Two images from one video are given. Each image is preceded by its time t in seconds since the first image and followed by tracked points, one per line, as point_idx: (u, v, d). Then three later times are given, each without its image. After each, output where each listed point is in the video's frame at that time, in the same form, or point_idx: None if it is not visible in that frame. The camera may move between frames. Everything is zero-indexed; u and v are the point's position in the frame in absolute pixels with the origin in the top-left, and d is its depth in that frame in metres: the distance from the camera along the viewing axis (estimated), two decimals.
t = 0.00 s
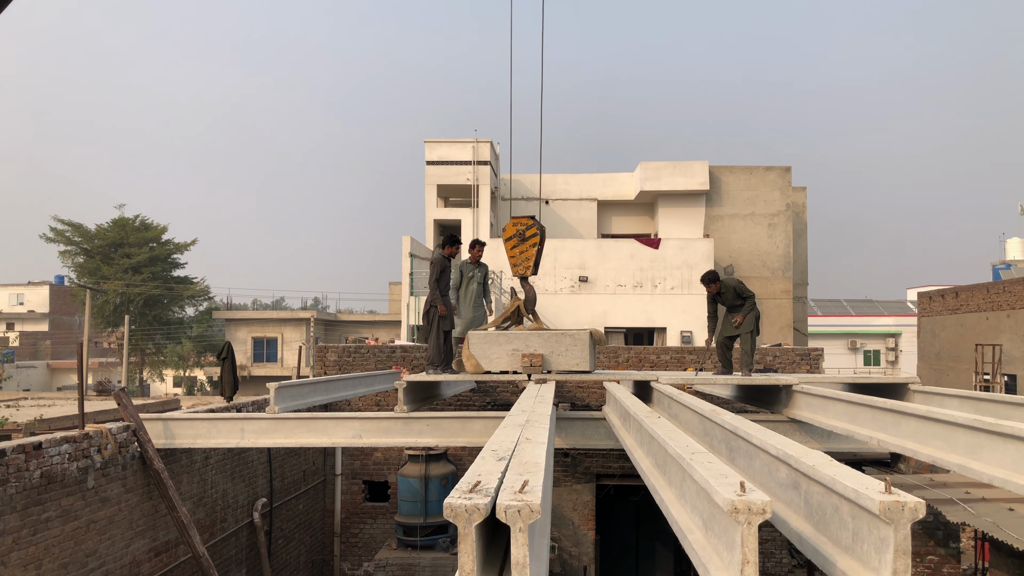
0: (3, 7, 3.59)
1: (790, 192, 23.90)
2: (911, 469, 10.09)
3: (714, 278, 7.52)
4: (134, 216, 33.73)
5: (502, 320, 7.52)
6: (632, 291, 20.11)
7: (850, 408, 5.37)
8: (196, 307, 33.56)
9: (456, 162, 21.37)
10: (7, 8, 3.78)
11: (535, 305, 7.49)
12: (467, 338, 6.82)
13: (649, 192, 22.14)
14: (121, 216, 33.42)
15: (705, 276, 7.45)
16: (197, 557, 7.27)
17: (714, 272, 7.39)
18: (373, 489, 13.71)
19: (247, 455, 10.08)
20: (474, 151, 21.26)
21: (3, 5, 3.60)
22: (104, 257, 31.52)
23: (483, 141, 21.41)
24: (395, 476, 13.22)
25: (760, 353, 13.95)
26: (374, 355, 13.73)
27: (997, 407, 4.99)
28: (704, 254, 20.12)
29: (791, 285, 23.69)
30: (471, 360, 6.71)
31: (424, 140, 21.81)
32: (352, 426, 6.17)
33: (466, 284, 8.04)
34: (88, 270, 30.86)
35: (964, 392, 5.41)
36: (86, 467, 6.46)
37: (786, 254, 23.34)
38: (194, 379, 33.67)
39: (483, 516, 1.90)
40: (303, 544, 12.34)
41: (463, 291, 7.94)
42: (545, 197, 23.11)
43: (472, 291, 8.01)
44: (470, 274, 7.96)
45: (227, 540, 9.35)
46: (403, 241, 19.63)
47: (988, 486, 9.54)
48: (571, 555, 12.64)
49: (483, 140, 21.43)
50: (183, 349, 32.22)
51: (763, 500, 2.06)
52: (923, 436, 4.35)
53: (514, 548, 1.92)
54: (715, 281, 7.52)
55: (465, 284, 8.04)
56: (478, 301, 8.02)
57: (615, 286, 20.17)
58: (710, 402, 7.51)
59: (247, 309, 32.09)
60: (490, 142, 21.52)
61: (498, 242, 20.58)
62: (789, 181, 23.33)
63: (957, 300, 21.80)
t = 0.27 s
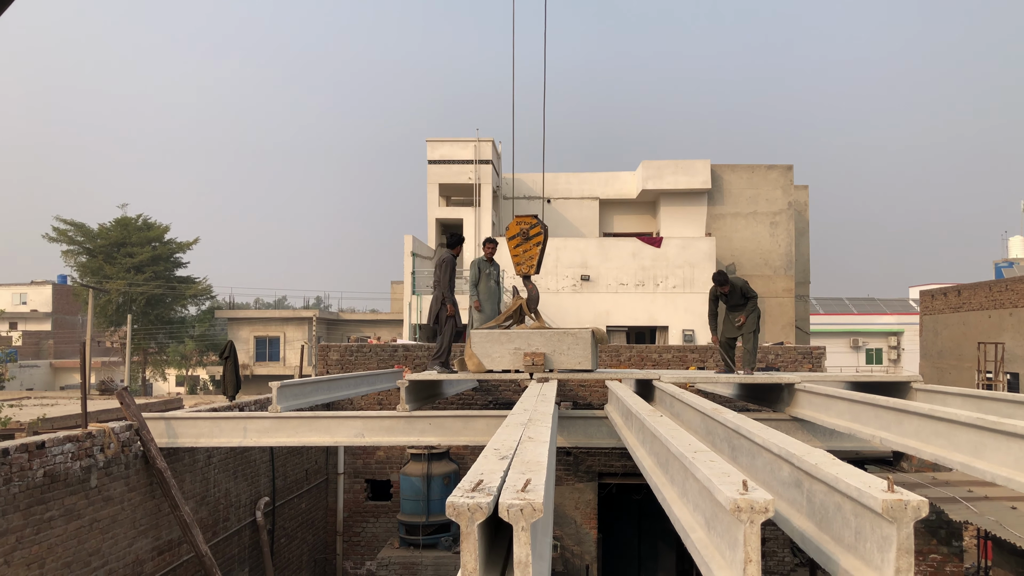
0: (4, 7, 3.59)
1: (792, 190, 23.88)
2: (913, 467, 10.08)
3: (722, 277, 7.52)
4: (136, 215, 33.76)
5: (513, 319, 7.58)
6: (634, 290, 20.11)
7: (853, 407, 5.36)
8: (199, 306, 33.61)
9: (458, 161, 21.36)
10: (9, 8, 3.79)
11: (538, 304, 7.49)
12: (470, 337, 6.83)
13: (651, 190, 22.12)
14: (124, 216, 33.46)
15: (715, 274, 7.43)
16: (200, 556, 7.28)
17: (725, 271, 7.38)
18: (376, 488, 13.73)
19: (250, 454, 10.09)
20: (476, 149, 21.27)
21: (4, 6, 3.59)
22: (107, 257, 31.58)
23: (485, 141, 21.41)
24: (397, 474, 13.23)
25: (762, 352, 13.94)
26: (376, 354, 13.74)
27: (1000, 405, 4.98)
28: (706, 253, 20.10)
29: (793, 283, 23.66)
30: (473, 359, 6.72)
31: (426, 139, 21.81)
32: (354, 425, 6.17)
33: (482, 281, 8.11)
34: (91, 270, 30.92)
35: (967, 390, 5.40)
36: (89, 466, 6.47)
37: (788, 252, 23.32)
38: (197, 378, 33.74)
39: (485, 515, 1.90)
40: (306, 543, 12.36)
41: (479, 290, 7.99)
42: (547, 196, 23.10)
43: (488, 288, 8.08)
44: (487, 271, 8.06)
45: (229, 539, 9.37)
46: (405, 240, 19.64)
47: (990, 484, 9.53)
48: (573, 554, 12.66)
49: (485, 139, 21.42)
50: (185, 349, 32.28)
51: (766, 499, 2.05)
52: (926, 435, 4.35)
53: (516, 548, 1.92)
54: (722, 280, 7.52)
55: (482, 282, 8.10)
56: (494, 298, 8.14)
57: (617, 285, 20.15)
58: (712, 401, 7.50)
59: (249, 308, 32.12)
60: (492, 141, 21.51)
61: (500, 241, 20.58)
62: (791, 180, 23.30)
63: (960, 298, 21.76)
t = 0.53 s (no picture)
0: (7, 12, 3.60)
1: (794, 195, 23.89)
2: (915, 472, 10.06)
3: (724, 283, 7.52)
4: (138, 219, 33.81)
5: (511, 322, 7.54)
6: (635, 294, 20.10)
7: (854, 411, 5.36)
8: (200, 310, 33.63)
9: (459, 165, 21.39)
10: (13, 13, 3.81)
11: (540, 308, 7.49)
12: (472, 341, 6.83)
13: (652, 195, 22.13)
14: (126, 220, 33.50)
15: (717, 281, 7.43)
16: (201, 560, 7.27)
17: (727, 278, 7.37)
18: (377, 492, 13.71)
19: (251, 458, 10.09)
20: (477, 154, 21.31)
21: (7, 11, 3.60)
22: (109, 261, 31.61)
23: (486, 145, 21.44)
24: (398, 479, 13.21)
25: (764, 356, 13.93)
26: (378, 358, 13.74)
27: (1002, 410, 4.97)
28: (708, 257, 20.09)
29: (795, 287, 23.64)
30: (475, 363, 6.72)
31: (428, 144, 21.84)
32: (355, 429, 6.17)
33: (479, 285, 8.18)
34: (93, 274, 30.98)
35: (969, 395, 5.39)
36: (90, 470, 6.47)
37: (789, 256, 23.33)
38: (199, 382, 33.76)
39: (487, 519, 1.90)
40: (307, 547, 12.35)
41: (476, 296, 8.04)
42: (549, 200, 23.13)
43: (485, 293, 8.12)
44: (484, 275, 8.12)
45: (231, 543, 9.36)
46: (407, 244, 19.65)
47: (993, 489, 9.51)
48: (575, 558, 12.63)
49: (487, 144, 21.45)
50: (187, 353, 32.30)
51: (768, 503, 2.05)
52: (927, 439, 4.34)
53: (518, 552, 1.92)
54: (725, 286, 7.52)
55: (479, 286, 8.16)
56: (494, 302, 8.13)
57: (619, 289, 20.15)
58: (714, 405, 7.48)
59: (251, 312, 32.14)
60: (493, 145, 21.53)
61: (502, 245, 20.59)
62: (793, 184, 23.31)
63: (962, 303, 21.73)
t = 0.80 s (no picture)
0: (4, 8, 3.59)
1: (794, 190, 23.85)
2: (915, 468, 10.08)
3: (724, 279, 7.49)
4: (138, 214, 33.78)
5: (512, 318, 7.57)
6: (635, 290, 20.09)
7: (855, 407, 5.35)
8: (200, 305, 33.63)
9: (460, 161, 21.36)
10: (12, 6, 3.80)
11: (540, 304, 7.48)
12: (472, 337, 6.82)
13: (652, 190, 22.10)
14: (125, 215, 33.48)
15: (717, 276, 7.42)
16: (201, 555, 7.28)
17: (727, 273, 7.36)
18: (377, 488, 13.73)
19: (251, 454, 10.10)
20: (478, 149, 21.28)
21: (4, 7, 3.59)
22: (108, 256, 31.60)
23: (487, 140, 21.40)
24: (398, 474, 13.22)
25: (764, 352, 13.93)
26: (378, 354, 13.74)
27: (1002, 406, 4.96)
28: (708, 253, 20.08)
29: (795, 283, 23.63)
30: (475, 359, 6.71)
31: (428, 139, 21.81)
32: (355, 425, 6.16)
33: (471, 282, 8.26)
34: (92, 269, 30.97)
35: (969, 391, 5.38)
36: (91, 465, 6.47)
37: (789, 252, 23.31)
38: (199, 377, 33.78)
39: (487, 515, 1.89)
40: (308, 543, 12.37)
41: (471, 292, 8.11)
42: (549, 196, 23.09)
43: (479, 289, 8.20)
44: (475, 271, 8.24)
45: (231, 538, 9.37)
46: (407, 240, 19.63)
47: (993, 485, 9.51)
48: (574, 554, 12.65)
49: (487, 139, 21.41)
50: (187, 348, 32.32)
51: (768, 499, 2.05)
52: (928, 435, 4.34)
53: (518, 547, 1.91)
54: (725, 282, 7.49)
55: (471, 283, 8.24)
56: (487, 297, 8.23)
57: (619, 285, 20.15)
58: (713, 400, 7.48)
59: (251, 308, 32.13)
60: (493, 140, 21.50)
61: (502, 241, 20.58)
62: (793, 180, 23.28)
63: (962, 299, 21.72)
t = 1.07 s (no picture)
0: (4, 4, 3.58)
1: (796, 187, 23.80)
2: (916, 465, 10.08)
3: (723, 277, 7.49)
4: (139, 211, 33.78)
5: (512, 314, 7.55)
6: (637, 287, 20.08)
7: (857, 404, 5.34)
8: (201, 302, 33.66)
9: (460, 158, 21.34)
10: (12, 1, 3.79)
11: (541, 301, 7.47)
12: (473, 334, 6.81)
13: (654, 187, 22.07)
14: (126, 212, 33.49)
15: (712, 277, 7.41)
16: (202, 552, 7.29)
17: (723, 273, 7.35)
18: (378, 484, 13.74)
19: (252, 451, 10.11)
20: (479, 146, 21.25)
21: (4, 2, 3.58)
22: (109, 253, 31.61)
23: (487, 137, 21.37)
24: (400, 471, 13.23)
25: (765, 349, 13.92)
26: (379, 351, 13.74)
27: (1004, 402, 4.95)
28: (710, 250, 20.05)
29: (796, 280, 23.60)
30: (477, 356, 6.70)
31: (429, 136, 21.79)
32: (357, 421, 6.16)
33: (466, 280, 8.24)
34: (94, 266, 31.00)
35: (971, 387, 5.37)
36: (93, 461, 6.48)
37: (791, 249, 23.27)
38: (200, 374, 33.83)
39: (489, 511, 1.89)
40: (309, 539, 12.39)
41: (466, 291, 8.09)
42: (550, 193, 23.08)
43: (475, 286, 8.18)
44: (471, 269, 8.23)
45: (232, 535, 9.38)
46: (408, 237, 19.62)
47: (995, 482, 9.51)
48: (576, 550, 12.65)
49: (488, 135, 21.38)
50: (188, 345, 32.36)
51: (770, 496, 2.04)
52: (930, 432, 4.33)
53: (519, 544, 1.91)
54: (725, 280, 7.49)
55: (467, 281, 8.23)
56: (484, 295, 8.23)
57: (620, 281, 20.13)
58: (716, 397, 7.47)
59: (252, 305, 32.14)
60: (494, 137, 21.47)
61: (503, 238, 20.58)
62: (794, 176, 23.24)
63: (963, 295, 21.68)
